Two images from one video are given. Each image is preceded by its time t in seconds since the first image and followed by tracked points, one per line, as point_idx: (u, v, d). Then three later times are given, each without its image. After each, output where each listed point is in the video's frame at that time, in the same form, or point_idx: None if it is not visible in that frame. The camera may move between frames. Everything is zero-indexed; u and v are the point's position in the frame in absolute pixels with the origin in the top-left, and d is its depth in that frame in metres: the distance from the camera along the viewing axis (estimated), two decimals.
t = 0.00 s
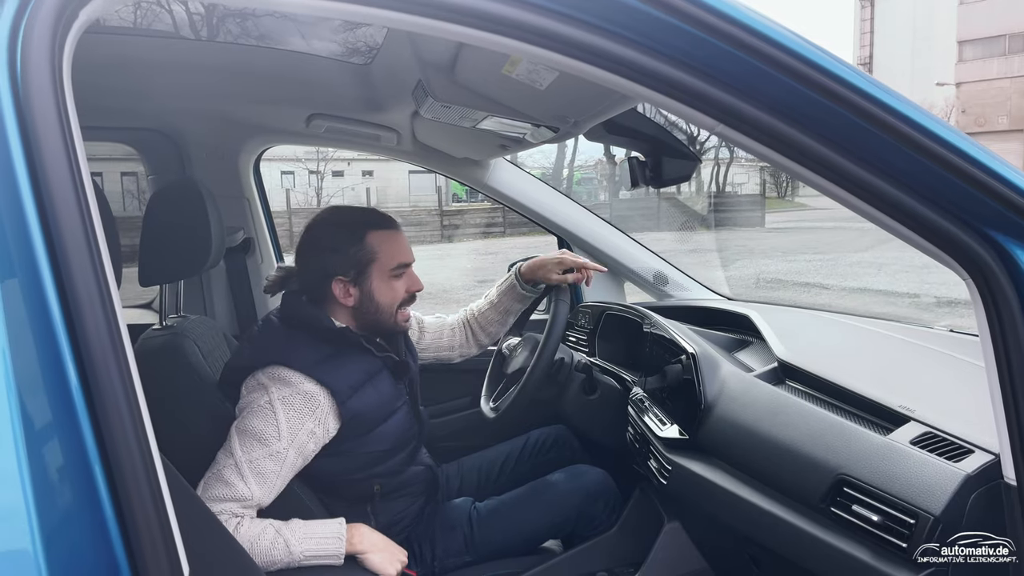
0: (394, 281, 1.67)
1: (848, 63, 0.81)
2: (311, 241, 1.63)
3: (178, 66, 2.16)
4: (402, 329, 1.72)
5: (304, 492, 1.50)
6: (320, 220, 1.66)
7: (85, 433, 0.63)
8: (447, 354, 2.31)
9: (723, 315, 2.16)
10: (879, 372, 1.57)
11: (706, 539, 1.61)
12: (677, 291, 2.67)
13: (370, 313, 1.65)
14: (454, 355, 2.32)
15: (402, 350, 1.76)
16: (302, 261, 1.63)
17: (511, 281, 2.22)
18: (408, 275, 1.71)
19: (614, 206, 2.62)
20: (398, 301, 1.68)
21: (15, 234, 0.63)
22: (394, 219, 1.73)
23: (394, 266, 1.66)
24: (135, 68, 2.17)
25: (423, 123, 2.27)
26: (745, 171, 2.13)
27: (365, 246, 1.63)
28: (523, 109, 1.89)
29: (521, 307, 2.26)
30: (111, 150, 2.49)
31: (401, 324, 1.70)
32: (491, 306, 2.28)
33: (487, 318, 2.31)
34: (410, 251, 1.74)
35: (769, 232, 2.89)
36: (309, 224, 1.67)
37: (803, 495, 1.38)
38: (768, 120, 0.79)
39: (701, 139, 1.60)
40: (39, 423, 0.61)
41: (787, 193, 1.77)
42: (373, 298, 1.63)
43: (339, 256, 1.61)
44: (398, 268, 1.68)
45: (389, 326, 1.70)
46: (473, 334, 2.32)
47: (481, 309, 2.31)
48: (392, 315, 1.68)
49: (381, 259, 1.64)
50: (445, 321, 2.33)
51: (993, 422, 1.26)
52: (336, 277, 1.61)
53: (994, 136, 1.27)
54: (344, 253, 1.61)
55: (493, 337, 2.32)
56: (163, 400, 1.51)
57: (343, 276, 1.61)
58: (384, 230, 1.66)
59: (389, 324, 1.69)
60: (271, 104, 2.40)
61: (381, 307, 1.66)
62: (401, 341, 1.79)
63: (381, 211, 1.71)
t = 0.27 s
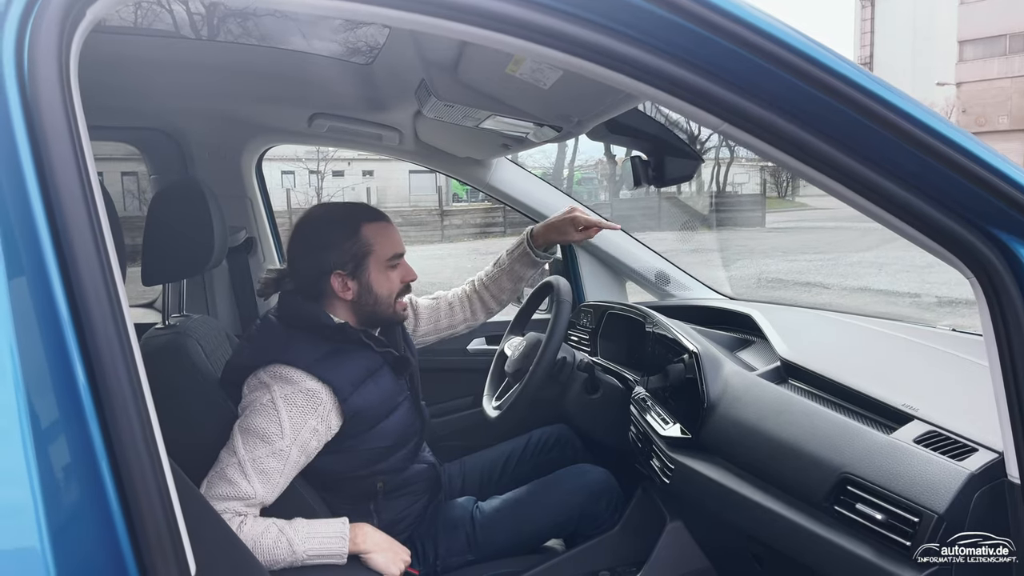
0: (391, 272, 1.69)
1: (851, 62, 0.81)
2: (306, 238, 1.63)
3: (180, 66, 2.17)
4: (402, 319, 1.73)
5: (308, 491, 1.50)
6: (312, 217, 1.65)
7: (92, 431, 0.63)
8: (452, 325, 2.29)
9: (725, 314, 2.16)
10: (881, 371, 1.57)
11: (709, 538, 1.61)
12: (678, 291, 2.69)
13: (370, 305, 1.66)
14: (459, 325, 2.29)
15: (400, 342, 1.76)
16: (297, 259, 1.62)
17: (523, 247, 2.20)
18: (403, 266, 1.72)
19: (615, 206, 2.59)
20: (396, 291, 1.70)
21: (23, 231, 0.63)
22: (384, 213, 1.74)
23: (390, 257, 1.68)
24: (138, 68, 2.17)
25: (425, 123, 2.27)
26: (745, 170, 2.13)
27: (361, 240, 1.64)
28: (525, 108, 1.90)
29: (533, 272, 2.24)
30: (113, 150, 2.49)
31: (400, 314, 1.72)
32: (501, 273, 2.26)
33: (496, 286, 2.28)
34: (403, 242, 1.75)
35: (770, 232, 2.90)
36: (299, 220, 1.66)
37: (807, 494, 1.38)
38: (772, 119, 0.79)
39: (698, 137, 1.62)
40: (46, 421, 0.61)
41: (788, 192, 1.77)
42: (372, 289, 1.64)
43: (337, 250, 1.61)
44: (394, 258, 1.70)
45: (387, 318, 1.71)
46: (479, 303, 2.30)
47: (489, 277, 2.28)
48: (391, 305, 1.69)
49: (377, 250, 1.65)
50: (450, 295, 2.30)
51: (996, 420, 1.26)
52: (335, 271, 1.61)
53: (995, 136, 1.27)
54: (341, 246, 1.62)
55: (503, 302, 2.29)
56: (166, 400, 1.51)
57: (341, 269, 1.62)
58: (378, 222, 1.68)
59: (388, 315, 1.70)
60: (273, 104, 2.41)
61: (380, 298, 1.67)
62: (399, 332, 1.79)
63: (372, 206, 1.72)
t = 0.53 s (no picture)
0: (389, 269, 1.68)
1: (858, 56, 0.81)
2: (304, 233, 1.62)
3: (182, 65, 2.17)
4: (400, 317, 1.73)
5: (309, 490, 1.49)
6: (309, 213, 1.64)
7: (92, 429, 0.62)
8: (455, 316, 2.30)
9: (727, 313, 2.16)
10: (885, 369, 1.57)
11: (712, 537, 1.61)
12: (682, 289, 2.67)
13: (368, 303, 1.65)
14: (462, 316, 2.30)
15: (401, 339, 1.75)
16: (293, 255, 1.60)
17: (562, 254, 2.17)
18: (401, 263, 1.71)
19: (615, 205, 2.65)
20: (394, 289, 1.69)
21: (22, 226, 0.62)
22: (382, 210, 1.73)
23: (389, 254, 1.67)
24: (139, 66, 2.17)
25: (426, 121, 2.27)
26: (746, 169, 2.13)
27: (359, 236, 1.63)
28: (527, 105, 1.89)
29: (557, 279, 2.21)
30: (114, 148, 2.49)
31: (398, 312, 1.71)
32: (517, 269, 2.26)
33: (514, 284, 2.27)
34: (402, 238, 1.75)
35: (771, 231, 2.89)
36: (296, 216, 1.65)
37: (812, 492, 1.37)
38: (779, 114, 0.78)
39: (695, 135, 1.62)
40: (45, 419, 0.61)
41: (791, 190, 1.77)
42: (370, 286, 1.64)
43: (335, 247, 1.61)
44: (392, 255, 1.69)
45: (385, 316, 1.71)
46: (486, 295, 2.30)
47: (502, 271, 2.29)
48: (389, 303, 1.69)
49: (375, 247, 1.65)
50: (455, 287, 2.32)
51: (1001, 418, 1.25)
52: (333, 268, 1.61)
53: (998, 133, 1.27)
54: (340, 243, 1.61)
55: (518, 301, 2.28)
56: (166, 398, 1.50)
57: (340, 265, 1.61)
58: (376, 219, 1.67)
59: (387, 312, 1.69)
60: (274, 102, 2.40)
61: (378, 295, 1.66)
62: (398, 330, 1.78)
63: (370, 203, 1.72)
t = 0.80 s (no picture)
0: (387, 272, 1.67)
1: (859, 56, 0.80)
2: (303, 234, 1.62)
3: (181, 65, 2.16)
4: (398, 320, 1.72)
5: (309, 491, 1.49)
6: (309, 214, 1.64)
7: (90, 431, 0.62)
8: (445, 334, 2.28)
9: (727, 313, 2.15)
10: (885, 370, 1.57)
11: (712, 538, 1.61)
12: (681, 290, 2.67)
13: (365, 305, 1.65)
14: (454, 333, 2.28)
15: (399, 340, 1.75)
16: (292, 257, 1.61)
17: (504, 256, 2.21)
18: (400, 265, 1.71)
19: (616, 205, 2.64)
20: (393, 292, 1.69)
21: (20, 229, 0.62)
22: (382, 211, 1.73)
23: (387, 257, 1.67)
24: (138, 66, 2.17)
25: (426, 121, 2.27)
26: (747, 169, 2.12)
27: (358, 238, 1.62)
28: (527, 105, 1.89)
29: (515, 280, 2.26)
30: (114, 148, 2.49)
31: (396, 315, 1.71)
32: (487, 281, 2.26)
33: (484, 295, 2.28)
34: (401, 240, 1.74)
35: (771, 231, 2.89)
36: (297, 216, 1.65)
37: (812, 493, 1.37)
38: (779, 115, 0.78)
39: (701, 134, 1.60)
40: (42, 421, 0.61)
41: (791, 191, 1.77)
42: (367, 289, 1.64)
43: (332, 248, 1.60)
44: (391, 258, 1.68)
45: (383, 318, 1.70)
46: (471, 311, 2.29)
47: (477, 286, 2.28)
48: (387, 305, 1.68)
49: (374, 250, 1.64)
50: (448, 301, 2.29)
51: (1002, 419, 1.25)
52: (331, 270, 1.60)
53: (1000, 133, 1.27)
54: (338, 244, 1.61)
55: (492, 311, 2.30)
56: (164, 399, 1.49)
57: (337, 267, 1.61)
58: (375, 221, 1.66)
59: (385, 315, 1.69)
60: (274, 102, 2.40)
61: (376, 298, 1.66)
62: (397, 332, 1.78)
63: (370, 204, 1.71)
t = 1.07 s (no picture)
0: (377, 271, 1.67)
1: (854, 56, 0.80)
2: (295, 230, 1.61)
3: (181, 65, 2.17)
4: (386, 318, 1.72)
5: (308, 491, 1.49)
6: (303, 210, 1.63)
7: (84, 432, 0.62)
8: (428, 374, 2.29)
9: (726, 313, 2.15)
10: (883, 370, 1.57)
11: (710, 538, 1.61)
12: (681, 290, 2.66)
13: (354, 304, 1.65)
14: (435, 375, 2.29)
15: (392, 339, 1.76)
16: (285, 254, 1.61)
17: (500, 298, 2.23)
18: (391, 265, 1.71)
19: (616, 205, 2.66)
20: (382, 291, 1.69)
21: (14, 229, 0.62)
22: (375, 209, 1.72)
23: (378, 257, 1.66)
24: (138, 66, 2.17)
25: (425, 121, 2.27)
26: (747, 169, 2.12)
27: (349, 237, 1.62)
28: (526, 106, 1.89)
29: (505, 325, 2.26)
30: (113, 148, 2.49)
31: (385, 314, 1.71)
32: (475, 327, 2.28)
33: (471, 340, 2.30)
34: (394, 238, 1.74)
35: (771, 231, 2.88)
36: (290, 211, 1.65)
37: (810, 494, 1.37)
38: (776, 115, 0.78)
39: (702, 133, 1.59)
40: (38, 422, 0.61)
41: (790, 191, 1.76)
42: (356, 288, 1.64)
43: (323, 247, 1.60)
44: (381, 257, 1.68)
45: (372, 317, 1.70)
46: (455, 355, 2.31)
47: (465, 331, 2.30)
48: (376, 305, 1.69)
49: (364, 249, 1.64)
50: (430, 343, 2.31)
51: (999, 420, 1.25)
52: (319, 268, 1.61)
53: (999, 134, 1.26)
54: (330, 243, 1.61)
55: (475, 358, 2.31)
56: (162, 400, 1.49)
57: (326, 265, 1.61)
58: (367, 221, 1.66)
59: (373, 314, 1.69)
60: (273, 102, 2.40)
61: (364, 297, 1.66)
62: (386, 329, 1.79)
63: (363, 202, 1.70)
